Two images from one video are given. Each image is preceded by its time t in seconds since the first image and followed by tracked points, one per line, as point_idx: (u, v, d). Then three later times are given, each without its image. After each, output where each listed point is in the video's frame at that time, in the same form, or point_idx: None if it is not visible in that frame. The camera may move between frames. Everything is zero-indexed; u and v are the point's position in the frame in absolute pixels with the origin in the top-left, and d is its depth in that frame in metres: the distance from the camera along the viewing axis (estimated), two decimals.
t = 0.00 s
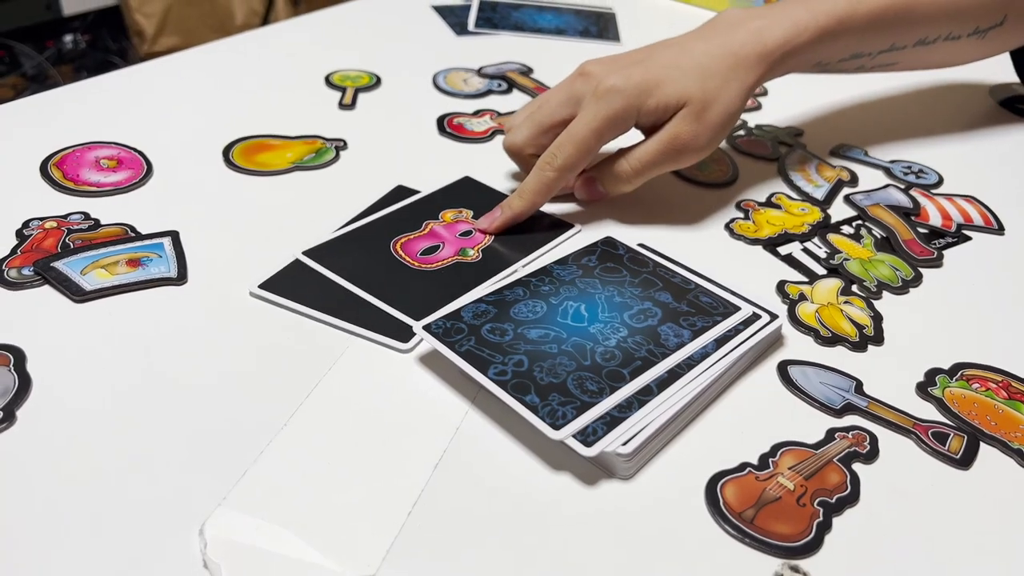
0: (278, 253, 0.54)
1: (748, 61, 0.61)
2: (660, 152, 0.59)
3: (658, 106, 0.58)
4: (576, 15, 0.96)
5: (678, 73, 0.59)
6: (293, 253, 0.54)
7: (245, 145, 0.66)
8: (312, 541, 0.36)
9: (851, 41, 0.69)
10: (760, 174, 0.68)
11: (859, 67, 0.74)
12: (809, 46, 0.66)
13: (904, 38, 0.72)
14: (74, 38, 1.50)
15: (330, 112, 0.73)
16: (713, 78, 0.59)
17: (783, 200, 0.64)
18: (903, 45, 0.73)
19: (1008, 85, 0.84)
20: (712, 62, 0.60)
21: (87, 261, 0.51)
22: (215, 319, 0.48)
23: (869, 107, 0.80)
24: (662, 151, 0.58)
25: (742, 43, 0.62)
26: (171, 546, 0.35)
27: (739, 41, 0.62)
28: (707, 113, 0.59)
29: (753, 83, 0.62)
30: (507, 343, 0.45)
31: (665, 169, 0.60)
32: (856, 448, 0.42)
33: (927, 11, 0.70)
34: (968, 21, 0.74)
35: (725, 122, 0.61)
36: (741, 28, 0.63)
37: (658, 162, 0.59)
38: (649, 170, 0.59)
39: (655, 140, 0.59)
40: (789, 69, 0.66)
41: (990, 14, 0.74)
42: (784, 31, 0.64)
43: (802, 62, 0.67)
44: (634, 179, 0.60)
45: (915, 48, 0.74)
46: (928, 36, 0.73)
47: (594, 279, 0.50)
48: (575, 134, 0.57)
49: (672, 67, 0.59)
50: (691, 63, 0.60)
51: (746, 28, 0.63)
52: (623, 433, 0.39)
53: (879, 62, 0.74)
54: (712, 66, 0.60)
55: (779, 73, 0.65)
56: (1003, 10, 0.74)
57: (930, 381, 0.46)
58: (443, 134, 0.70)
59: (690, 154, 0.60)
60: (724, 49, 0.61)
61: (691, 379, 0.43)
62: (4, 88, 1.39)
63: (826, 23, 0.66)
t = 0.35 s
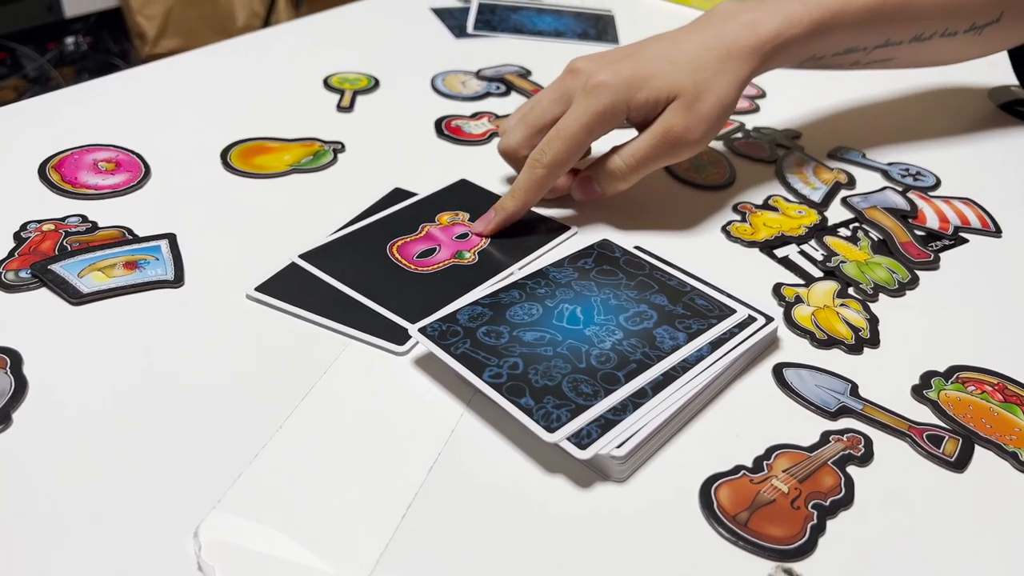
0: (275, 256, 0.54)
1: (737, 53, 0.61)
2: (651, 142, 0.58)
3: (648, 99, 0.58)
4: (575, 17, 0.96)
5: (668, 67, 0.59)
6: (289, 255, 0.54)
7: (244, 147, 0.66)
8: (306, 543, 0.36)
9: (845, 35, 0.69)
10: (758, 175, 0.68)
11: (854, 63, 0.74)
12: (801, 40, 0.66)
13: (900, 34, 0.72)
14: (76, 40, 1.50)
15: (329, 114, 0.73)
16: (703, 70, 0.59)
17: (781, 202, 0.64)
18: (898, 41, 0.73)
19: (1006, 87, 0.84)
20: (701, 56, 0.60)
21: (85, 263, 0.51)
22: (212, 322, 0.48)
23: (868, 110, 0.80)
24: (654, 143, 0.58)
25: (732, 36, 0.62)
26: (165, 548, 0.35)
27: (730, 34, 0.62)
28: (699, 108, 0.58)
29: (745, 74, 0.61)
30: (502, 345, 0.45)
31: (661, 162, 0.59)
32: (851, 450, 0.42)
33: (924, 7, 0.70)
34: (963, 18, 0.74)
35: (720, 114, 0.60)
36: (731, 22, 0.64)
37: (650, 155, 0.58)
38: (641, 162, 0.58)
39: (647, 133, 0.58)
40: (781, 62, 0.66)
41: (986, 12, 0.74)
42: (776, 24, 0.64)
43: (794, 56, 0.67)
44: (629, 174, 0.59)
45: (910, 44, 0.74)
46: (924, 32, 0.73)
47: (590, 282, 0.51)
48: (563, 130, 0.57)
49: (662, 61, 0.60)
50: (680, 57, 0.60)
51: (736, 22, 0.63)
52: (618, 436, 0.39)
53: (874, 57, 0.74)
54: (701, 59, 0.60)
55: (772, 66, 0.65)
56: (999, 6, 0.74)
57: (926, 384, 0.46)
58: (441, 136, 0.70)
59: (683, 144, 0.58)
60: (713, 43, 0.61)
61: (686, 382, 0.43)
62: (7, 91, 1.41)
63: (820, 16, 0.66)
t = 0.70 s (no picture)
0: (282, 259, 0.54)
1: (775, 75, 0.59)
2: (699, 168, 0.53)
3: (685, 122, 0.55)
4: (578, 21, 0.97)
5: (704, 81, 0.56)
6: (295, 258, 0.54)
7: (250, 151, 0.67)
8: (313, 543, 0.37)
9: (877, 52, 0.66)
10: (759, 178, 0.68)
11: (883, 82, 0.72)
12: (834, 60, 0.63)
13: (928, 50, 0.70)
14: (81, 42, 1.51)
15: (334, 118, 0.73)
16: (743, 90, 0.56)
17: (781, 206, 0.64)
18: (927, 57, 0.71)
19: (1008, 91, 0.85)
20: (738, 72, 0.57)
21: (95, 266, 0.52)
22: (220, 324, 0.48)
23: (869, 114, 0.80)
24: (700, 173, 0.52)
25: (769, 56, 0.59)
26: (175, 546, 0.36)
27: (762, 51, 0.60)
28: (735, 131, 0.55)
29: (784, 95, 0.58)
30: (506, 347, 0.45)
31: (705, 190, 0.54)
32: (850, 451, 0.42)
33: (952, 22, 0.69)
34: (989, 32, 0.72)
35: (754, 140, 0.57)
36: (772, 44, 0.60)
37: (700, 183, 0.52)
38: (694, 194, 0.52)
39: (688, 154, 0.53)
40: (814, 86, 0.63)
41: (1011, 25, 0.73)
42: (812, 41, 0.61)
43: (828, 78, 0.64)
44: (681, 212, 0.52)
45: (937, 60, 0.72)
46: (950, 48, 0.72)
47: (593, 284, 0.51)
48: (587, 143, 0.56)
49: (699, 77, 0.57)
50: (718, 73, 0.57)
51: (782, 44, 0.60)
52: (620, 437, 0.40)
53: (902, 76, 0.72)
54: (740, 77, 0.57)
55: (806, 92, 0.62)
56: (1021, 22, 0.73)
57: (924, 386, 0.47)
58: (445, 140, 0.71)
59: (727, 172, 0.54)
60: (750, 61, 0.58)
61: (687, 384, 0.43)
62: (11, 92, 1.42)
63: (854, 32, 0.63)
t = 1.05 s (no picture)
0: (283, 257, 0.54)
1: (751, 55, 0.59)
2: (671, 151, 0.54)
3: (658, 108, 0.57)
4: (580, 21, 0.97)
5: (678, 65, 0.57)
6: (297, 256, 0.55)
7: (252, 150, 0.67)
8: (315, 540, 0.37)
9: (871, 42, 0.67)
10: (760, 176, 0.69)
11: (887, 76, 0.71)
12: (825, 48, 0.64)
13: (925, 41, 0.70)
14: (83, 42, 1.51)
15: (335, 117, 0.73)
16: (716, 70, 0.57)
17: (783, 205, 0.64)
18: (925, 48, 0.70)
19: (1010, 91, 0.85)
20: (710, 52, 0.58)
21: (96, 265, 0.52)
22: (221, 323, 0.48)
23: (871, 113, 0.80)
24: (668, 153, 0.54)
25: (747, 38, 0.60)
26: (177, 543, 0.36)
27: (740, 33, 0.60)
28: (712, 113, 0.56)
29: (756, 76, 0.59)
30: (511, 311, 0.45)
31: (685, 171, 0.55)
32: (850, 450, 0.42)
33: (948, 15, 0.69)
34: (989, 28, 0.71)
35: (732, 120, 0.57)
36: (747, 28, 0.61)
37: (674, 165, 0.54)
38: (671, 176, 0.54)
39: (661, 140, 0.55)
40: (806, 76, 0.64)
41: (1011, 22, 0.72)
42: (791, 24, 0.62)
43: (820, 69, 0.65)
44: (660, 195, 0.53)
45: (937, 53, 0.72)
46: (949, 41, 0.71)
47: (588, 245, 0.51)
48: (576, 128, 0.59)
49: (672, 62, 0.58)
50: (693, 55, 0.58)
51: (757, 28, 0.61)
52: (622, 430, 0.40)
53: (903, 71, 0.72)
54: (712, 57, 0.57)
55: (792, 77, 0.63)
56: None
57: (925, 384, 0.47)
58: (447, 139, 0.71)
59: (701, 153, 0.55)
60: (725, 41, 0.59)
61: (687, 379, 0.43)
62: (14, 92, 1.42)
63: (838, 17, 0.64)
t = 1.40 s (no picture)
0: (284, 257, 0.54)
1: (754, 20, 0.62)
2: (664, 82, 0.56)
3: (658, 56, 0.60)
4: (582, 21, 0.97)
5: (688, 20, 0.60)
6: (297, 256, 0.54)
7: (253, 150, 0.67)
8: (314, 540, 0.37)
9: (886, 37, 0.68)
10: (764, 178, 0.68)
11: (898, 78, 0.72)
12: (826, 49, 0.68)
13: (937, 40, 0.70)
14: (86, 42, 1.51)
15: (336, 117, 0.73)
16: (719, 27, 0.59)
17: (785, 206, 0.64)
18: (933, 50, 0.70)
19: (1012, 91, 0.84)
20: None
21: (97, 264, 0.52)
22: (221, 323, 0.48)
23: (874, 114, 0.80)
24: (661, 92, 0.56)
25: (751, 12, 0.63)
26: (176, 543, 0.36)
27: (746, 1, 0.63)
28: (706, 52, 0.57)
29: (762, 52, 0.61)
30: (507, 259, 0.44)
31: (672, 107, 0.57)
32: (852, 451, 0.42)
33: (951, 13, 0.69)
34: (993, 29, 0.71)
35: (729, 83, 0.60)
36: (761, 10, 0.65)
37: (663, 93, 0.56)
38: (657, 108, 0.55)
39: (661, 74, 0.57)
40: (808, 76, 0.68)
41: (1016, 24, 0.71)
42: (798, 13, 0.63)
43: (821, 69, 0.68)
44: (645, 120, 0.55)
45: (944, 56, 0.71)
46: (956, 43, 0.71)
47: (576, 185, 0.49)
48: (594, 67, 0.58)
49: (681, 24, 0.62)
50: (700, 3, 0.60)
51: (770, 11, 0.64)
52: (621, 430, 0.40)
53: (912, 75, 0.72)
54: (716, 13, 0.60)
55: (793, 66, 0.63)
56: None
57: (927, 386, 0.47)
58: (448, 139, 0.71)
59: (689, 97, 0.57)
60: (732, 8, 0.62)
61: (692, 382, 0.43)
62: (16, 92, 1.42)
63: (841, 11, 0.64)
